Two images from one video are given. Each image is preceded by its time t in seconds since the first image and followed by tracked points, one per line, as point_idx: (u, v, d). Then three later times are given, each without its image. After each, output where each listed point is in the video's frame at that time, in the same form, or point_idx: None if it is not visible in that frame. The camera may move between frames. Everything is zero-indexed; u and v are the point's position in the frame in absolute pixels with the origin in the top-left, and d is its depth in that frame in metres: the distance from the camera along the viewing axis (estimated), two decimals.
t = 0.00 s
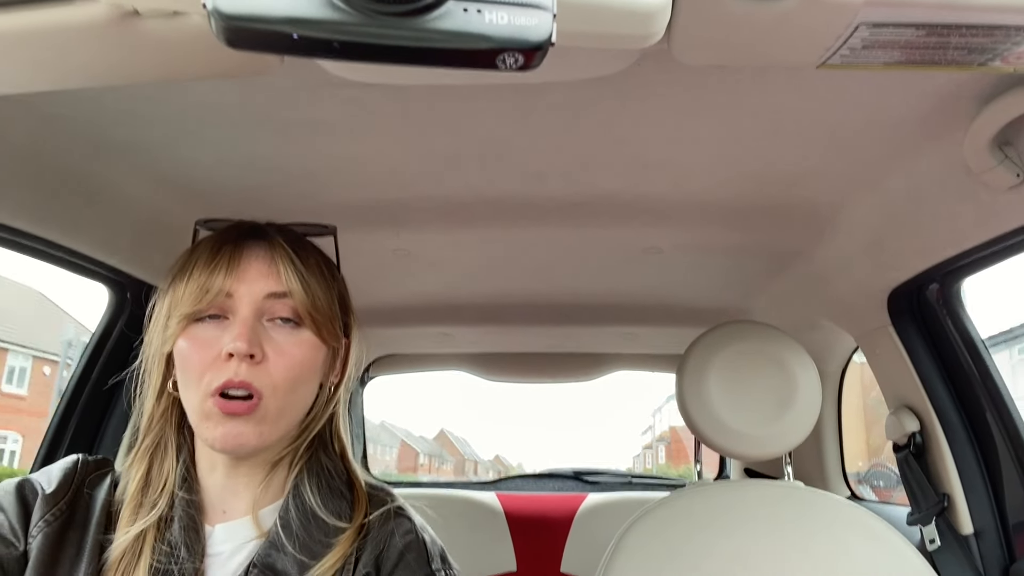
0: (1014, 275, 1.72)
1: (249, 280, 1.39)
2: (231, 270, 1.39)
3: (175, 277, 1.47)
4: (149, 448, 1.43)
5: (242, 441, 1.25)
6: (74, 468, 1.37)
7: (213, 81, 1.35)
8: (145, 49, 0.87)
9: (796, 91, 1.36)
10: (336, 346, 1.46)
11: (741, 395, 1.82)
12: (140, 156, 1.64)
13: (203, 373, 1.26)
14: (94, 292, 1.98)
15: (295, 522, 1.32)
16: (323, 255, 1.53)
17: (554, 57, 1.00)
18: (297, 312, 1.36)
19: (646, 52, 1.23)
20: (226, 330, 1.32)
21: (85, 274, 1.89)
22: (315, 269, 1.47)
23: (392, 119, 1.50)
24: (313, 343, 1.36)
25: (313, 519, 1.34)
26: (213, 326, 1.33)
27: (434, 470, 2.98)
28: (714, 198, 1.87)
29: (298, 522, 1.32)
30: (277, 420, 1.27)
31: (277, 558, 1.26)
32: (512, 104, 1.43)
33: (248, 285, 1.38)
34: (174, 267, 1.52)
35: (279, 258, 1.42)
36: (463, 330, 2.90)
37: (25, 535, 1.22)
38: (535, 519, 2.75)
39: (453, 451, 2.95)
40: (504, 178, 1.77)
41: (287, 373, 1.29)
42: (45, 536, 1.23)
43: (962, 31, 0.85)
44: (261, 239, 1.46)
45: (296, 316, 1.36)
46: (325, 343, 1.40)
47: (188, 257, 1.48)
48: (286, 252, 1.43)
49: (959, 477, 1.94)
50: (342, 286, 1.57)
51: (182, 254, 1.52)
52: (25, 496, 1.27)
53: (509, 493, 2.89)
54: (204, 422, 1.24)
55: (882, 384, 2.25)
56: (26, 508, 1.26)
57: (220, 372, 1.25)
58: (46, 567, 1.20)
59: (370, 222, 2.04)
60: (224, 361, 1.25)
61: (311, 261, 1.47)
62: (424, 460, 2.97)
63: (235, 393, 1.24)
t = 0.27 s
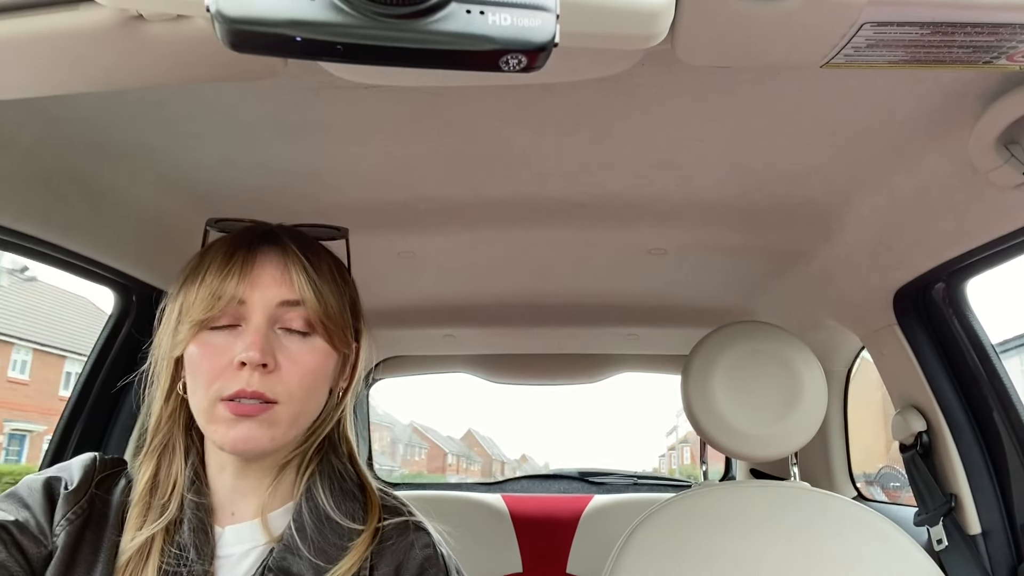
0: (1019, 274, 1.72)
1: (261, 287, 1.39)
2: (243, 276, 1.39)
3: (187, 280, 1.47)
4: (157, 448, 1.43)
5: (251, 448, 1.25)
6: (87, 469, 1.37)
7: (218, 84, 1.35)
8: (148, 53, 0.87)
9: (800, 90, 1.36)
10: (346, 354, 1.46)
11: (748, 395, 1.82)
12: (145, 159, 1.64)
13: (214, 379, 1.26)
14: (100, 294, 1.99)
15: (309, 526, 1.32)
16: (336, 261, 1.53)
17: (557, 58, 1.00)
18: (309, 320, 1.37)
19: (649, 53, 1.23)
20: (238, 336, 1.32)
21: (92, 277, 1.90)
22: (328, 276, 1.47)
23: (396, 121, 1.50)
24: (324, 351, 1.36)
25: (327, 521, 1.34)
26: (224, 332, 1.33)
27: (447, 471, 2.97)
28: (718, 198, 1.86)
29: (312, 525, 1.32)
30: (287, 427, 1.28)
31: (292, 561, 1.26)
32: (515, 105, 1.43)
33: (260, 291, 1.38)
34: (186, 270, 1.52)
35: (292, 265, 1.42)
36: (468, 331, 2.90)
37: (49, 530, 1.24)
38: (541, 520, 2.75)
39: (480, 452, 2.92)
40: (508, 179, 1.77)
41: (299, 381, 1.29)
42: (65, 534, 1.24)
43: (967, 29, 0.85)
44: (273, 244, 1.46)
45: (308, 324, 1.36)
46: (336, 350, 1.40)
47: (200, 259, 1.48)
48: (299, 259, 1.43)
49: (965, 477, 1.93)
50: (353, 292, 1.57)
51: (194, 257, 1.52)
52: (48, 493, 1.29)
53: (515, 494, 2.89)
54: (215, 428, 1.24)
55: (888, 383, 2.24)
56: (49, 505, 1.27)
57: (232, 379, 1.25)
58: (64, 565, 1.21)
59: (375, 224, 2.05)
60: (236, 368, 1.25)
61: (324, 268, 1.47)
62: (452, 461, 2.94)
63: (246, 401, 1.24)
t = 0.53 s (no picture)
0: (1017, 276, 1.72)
1: (266, 290, 1.39)
2: (249, 279, 1.39)
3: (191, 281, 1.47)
4: (157, 448, 1.43)
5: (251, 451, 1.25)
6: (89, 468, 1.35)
7: (216, 88, 1.35)
8: (147, 57, 0.87)
9: (798, 93, 1.36)
10: (348, 359, 1.46)
11: (746, 398, 1.82)
12: (144, 163, 1.64)
13: (216, 380, 1.25)
14: (98, 298, 1.99)
15: (312, 530, 1.32)
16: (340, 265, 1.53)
17: (555, 61, 1.00)
18: (312, 324, 1.37)
19: (647, 56, 1.23)
20: (241, 338, 1.31)
21: (91, 281, 1.90)
22: (332, 281, 1.47)
23: (395, 124, 1.50)
24: (327, 355, 1.36)
25: (330, 525, 1.34)
26: (227, 334, 1.33)
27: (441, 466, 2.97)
28: (716, 200, 1.87)
29: (315, 529, 1.32)
30: (287, 430, 1.27)
31: (295, 565, 1.26)
32: (514, 108, 1.43)
33: (265, 294, 1.38)
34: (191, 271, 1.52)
35: (296, 269, 1.42)
36: (467, 334, 2.90)
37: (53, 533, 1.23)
38: (541, 523, 2.74)
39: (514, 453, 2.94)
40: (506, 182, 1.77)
41: (301, 385, 1.29)
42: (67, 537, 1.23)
43: (964, 32, 0.85)
44: (278, 248, 1.46)
45: (311, 328, 1.36)
46: (338, 355, 1.40)
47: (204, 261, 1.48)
48: (304, 263, 1.43)
49: (965, 479, 1.93)
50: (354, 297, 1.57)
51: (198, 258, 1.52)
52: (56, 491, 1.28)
53: (514, 497, 2.89)
54: (215, 430, 1.24)
55: (886, 385, 2.24)
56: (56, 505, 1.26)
57: (234, 381, 1.24)
58: (64, 569, 1.20)
59: (373, 228, 2.05)
60: (238, 370, 1.25)
61: (329, 273, 1.47)
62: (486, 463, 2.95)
63: (247, 403, 1.24)
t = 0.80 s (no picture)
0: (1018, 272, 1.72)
1: (292, 289, 1.39)
2: (275, 278, 1.40)
3: (215, 278, 1.47)
4: (171, 443, 1.44)
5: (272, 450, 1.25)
6: (102, 464, 1.37)
7: (216, 86, 1.35)
8: (148, 56, 0.87)
9: (798, 90, 1.36)
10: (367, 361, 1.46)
11: (748, 396, 1.82)
12: (144, 162, 1.64)
13: (239, 379, 1.26)
14: (100, 297, 1.99)
15: (308, 527, 1.32)
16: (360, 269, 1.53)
17: (555, 59, 1.00)
18: (336, 325, 1.37)
19: (647, 53, 1.23)
20: (265, 338, 1.32)
21: (92, 281, 1.91)
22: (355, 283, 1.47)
23: (395, 123, 1.50)
24: (348, 357, 1.36)
25: (326, 523, 1.34)
26: (252, 333, 1.34)
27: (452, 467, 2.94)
28: (716, 198, 1.86)
29: (311, 527, 1.32)
30: (306, 430, 1.28)
31: (289, 562, 1.26)
32: (514, 106, 1.43)
33: (291, 294, 1.38)
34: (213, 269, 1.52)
35: (321, 270, 1.42)
36: (468, 333, 2.91)
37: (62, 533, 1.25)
38: (542, 521, 2.75)
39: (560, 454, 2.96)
40: (506, 180, 1.77)
41: (323, 386, 1.29)
42: (80, 532, 1.25)
43: (964, 28, 0.85)
44: (303, 248, 1.46)
45: (335, 329, 1.36)
46: (359, 357, 1.40)
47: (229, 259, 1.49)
48: (329, 265, 1.43)
49: (965, 475, 1.94)
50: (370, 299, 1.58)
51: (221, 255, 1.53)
52: (71, 487, 1.31)
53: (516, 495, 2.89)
54: (237, 428, 1.24)
55: (887, 382, 2.24)
56: (70, 500, 1.29)
57: (258, 380, 1.25)
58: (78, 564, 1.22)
59: (373, 226, 2.05)
60: (262, 369, 1.25)
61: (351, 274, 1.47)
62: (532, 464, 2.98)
63: (270, 402, 1.24)
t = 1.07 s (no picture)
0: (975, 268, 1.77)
1: (204, 266, 1.37)
2: (188, 258, 1.38)
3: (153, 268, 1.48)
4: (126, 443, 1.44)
5: (198, 428, 1.23)
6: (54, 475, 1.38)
7: (181, 64, 1.32)
8: (109, 30, 0.85)
9: (767, 83, 1.38)
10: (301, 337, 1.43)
11: (711, 385, 1.84)
12: (104, 140, 1.60)
13: (155, 359, 1.25)
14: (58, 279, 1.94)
15: (281, 512, 1.30)
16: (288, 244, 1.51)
17: (527, 45, 1.00)
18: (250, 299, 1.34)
19: (619, 42, 1.24)
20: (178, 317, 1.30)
21: (50, 261, 1.85)
22: (275, 259, 1.45)
23: (365, 106, 1.48)
24: (271, 331, 1.33)
25: (300, 508, 1.33)
26: (167, 314, 1.33)
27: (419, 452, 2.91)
28: (685, 188, 1.88)
29: (283, 512, 1.30)
30: (234, 406, 1.25)
31: (267, 547, 1.24)
32: (486, 91, 1.42)
33: (201, 271, 1.36)
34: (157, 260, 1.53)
35: (233, 246, 1.40)
36: (435, 319, 2.90)
37: (9, 538, 1.25)
38: (508, 507, 2.76)
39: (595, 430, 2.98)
40: (477, 167, 1.77)
41: (242, 360, 1.26)
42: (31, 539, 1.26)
43: (930, 26, 0.86)
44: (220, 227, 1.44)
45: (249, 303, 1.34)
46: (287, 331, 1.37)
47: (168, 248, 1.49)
48: (240, 240, 1.41)
49: (920, 464, 1.99)
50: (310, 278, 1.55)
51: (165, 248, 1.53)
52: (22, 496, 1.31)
53: (481, 482, 2.87)
54: (160, 408, 1.22)
55: (847, 373, 2.29)
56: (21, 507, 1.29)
57: (168, 358, 1.23)
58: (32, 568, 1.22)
59: (341, 210, 2.03)
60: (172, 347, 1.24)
61: (272, 249, 1.45)
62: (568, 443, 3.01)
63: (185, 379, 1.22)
